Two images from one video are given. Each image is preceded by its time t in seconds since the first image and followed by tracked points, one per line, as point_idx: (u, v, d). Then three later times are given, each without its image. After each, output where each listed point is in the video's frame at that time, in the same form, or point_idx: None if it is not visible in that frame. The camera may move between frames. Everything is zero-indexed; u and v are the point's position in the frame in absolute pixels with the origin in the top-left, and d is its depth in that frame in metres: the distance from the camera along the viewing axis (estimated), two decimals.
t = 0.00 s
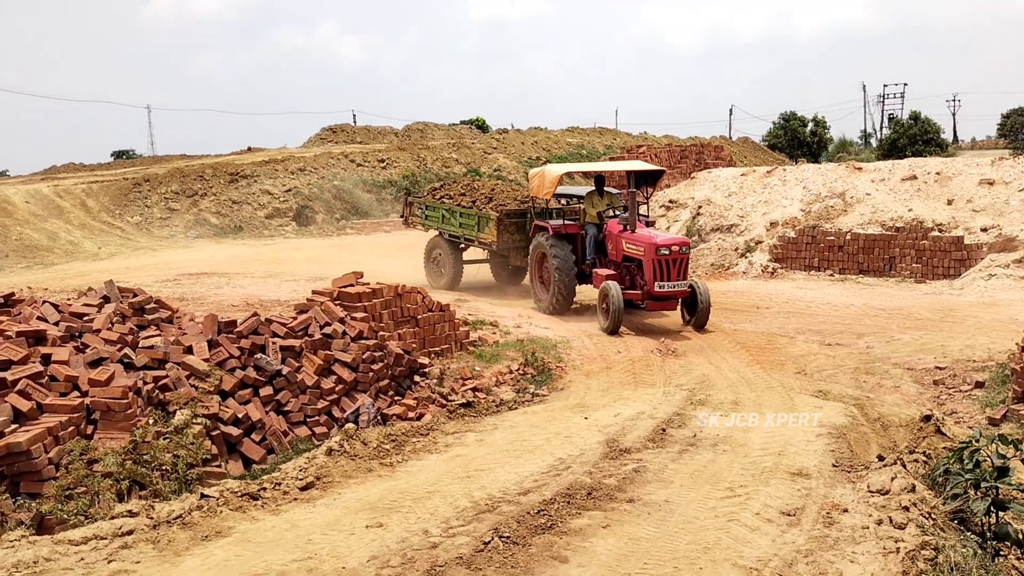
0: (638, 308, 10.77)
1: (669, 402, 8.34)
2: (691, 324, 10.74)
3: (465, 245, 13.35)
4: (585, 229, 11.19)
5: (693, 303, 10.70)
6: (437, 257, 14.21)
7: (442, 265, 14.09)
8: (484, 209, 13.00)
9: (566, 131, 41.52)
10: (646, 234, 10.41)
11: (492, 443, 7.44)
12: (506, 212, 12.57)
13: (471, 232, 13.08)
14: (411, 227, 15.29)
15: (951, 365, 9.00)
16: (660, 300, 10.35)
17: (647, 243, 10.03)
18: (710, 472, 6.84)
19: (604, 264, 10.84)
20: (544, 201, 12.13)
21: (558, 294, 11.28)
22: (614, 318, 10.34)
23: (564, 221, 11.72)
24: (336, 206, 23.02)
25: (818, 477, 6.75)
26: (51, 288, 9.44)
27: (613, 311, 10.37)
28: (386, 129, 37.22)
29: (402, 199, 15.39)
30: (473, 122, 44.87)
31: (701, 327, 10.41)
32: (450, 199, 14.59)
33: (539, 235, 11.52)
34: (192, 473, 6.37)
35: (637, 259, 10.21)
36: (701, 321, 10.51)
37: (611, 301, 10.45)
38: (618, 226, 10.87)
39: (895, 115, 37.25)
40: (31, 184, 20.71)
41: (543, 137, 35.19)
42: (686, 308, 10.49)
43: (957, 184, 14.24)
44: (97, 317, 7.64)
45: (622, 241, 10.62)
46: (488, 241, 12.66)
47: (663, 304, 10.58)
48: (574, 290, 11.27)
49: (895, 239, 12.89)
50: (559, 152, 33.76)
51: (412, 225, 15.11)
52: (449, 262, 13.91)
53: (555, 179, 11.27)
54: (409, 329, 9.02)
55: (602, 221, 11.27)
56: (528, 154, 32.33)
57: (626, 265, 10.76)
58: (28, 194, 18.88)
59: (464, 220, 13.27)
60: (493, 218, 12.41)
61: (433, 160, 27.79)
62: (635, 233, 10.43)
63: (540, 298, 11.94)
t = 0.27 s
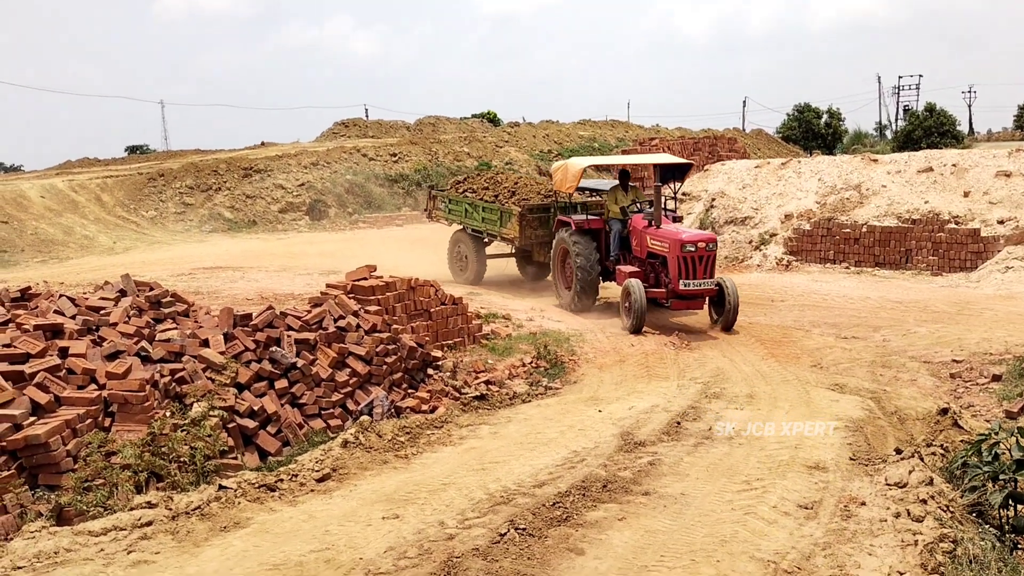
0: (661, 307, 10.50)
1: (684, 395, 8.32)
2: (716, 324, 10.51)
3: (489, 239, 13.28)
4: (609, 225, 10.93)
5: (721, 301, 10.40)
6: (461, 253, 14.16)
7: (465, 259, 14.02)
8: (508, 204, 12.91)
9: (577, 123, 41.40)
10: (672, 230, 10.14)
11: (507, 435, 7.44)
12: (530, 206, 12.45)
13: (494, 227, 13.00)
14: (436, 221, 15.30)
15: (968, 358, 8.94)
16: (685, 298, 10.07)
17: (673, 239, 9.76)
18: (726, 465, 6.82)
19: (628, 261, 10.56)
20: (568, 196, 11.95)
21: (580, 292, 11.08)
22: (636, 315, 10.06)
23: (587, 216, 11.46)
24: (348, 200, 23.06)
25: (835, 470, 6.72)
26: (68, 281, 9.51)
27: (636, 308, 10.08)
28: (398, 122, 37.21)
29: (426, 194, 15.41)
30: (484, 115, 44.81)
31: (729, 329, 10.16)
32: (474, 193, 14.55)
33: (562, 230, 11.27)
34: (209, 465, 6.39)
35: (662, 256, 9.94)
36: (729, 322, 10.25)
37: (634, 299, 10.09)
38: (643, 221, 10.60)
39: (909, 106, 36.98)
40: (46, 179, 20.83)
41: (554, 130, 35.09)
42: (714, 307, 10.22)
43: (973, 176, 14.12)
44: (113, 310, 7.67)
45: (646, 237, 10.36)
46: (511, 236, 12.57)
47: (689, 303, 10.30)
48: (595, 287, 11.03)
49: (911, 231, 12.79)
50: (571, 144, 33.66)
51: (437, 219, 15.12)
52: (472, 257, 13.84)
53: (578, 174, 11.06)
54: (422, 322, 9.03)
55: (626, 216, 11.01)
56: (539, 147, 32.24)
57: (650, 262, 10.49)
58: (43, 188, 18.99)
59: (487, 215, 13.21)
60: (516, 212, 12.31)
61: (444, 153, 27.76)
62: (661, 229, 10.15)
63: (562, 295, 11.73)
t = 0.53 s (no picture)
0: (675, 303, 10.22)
1: (683, 384, 8.34)
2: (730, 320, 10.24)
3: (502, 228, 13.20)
4: (623, 217, 10.72)
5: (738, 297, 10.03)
6: (474, 241, 14.03)
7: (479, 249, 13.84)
8: (521, 193, 12.80)
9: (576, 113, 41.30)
10: (688, 223, 9.87)
11: (507, 424, 7.46)
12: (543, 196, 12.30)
13: (507, 216, 12.92)
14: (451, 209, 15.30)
15: (968, 348, 8.95)
16: (701, 295, 9.76)
17: (688, 232, 9.50)
18: (726, 453, 6.85)
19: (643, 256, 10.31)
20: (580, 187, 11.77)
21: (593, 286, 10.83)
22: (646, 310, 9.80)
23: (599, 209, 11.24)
24: (347, 190, 23.04)
25: (834, 459, 6.74)
26: (67, 271, 9.51)
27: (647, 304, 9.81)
28: (396, 112, 37.12)
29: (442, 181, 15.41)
30: (483, 104, 44.69)
31: (746, 328, 9.88)
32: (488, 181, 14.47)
33: (574, 222, 11.04)
34: (210, 454, 6.40)
35: (677, 249, 9.67)
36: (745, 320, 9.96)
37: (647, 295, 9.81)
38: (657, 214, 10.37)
39: (908, 96, 36.91)
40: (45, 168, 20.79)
41: (553, 120, 34.98)
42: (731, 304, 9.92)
43: (973, 166, 14.11)
44: (114, 300, 7.68)
45: (661, 230, 10.12)
46: (522, 226, 12.48)
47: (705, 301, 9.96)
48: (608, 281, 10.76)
49: (911, 221, 12.78)
50: (569, 134, 33.57)
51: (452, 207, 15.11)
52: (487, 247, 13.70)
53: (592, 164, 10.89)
54: (422, 312, 9.04)
55: (640, 209, 10.81)
56: (538, 137, 32.16)
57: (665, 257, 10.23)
58: (42, 178, 18.96)
59: (500, 204, 13.12)
60: (528, 202, 12.21)
61: (443, 143, 27.70)
62: (676, 222, 9.90)
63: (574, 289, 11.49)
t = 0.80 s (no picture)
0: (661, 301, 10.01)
1: (659, 374, 8.40)
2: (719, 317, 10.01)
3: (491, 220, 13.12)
4: (612, 211, 10.47)
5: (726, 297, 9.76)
6: (463, 234, 13.89)
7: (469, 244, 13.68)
8: (512, 185, 12.73)
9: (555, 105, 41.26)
10: (675, 220, 9.63)
11: (482, 415, 7.49)
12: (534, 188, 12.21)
13: (496, 208, 12.84)
14: (442, 200, 15.26)
15: (939, 337, 9.07)
16: (687, 294, 9.54)
17: (674, 230, 9.29)
18: (698, 442, 6.91)
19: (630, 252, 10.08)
20: (570, 180, 11.70)
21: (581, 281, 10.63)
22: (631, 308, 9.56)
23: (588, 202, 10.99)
24: (325, 181, 22.93)
25: (805, 447, 6.82)
26: (38, 263, 9.41)
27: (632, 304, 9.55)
28: (374, 103, 36.93)
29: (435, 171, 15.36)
30: (462, 96, 44.54)
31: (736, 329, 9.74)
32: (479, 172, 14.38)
33: (562, 216, 10.80)
34: (182, 446, 6.38)
35: (664, 247, 9.45)
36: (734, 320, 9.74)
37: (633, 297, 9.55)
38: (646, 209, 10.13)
39: (883, 88, 37.20)
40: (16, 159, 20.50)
41: (532, 111, 34.94)
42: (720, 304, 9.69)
43: (946, 157, 14.24)
44: (85, 292, 7.62)
45: (648, 226, 9.89)
46: (512, 218, 12.40)
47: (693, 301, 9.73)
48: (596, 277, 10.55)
49: (884, 212, 12.93)
50: (548, 126, 33.55)
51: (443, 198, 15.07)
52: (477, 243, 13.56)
53: (581, 156, 10.80)
54: (399, 304, 9.04)
55: (629, 203, 10.56)
56: (517, 128, 32.10)
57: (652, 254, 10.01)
58: (12, 169, 18.69)
59: (490, 195, 13.05)
60: (519, 194, 12.12)
61: (421, 134, 27.62)
62: (664, 219, 9.67)
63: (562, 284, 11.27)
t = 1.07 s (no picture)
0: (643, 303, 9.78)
1: (628, 369, 8.47)
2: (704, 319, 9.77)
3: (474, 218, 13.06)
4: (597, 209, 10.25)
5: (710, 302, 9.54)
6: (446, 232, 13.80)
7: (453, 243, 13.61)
8: (494, 182, 12.68)
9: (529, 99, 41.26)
10: (658, 220, 9.38)
11: (451, 410, 7.52)
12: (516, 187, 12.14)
13: (479, 205, 12.78)
14: (426, 197, 15.24)
15: (903, 332, 9.23)
16: (668, 298, 9.31)
17: (656, 230, 9.05)
18: (665, 437, 6.98)
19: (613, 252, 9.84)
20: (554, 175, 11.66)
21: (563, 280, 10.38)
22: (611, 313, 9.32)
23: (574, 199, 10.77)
24: (296, 174, 22.81)
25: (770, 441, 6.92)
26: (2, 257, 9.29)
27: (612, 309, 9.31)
28: (347, 96, 36.71)
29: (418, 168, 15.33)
30: (435, 90, 44.38)
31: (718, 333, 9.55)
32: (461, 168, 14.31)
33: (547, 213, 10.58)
34: (147, 441, 6.34)
35: (646, 248, 9.21)
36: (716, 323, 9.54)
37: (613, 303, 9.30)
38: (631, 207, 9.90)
39: (853, 86, 37.62)
40: None
41: (506, 106, 34.93)
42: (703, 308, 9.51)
43: (913, 155, 14.46)
44: (50, 285, 7.54)
45: (632, 226, 9.64)
46: (495, 217, 12.35)
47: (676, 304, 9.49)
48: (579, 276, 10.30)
49: (852, 209, 13.05)
50: (522, 120, 33.55)
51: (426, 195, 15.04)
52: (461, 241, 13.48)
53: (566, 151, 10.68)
54: (370, 298, 9.04)
55: (614, 201, 10.34)
56: (490, 123, 32.07)
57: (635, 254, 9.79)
58: None
59: (473, 193, 12.99)
60: (501, 193, 12.06)
61: (394, 127, 27.53)
62: (648, 219, 9.42)
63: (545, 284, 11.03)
